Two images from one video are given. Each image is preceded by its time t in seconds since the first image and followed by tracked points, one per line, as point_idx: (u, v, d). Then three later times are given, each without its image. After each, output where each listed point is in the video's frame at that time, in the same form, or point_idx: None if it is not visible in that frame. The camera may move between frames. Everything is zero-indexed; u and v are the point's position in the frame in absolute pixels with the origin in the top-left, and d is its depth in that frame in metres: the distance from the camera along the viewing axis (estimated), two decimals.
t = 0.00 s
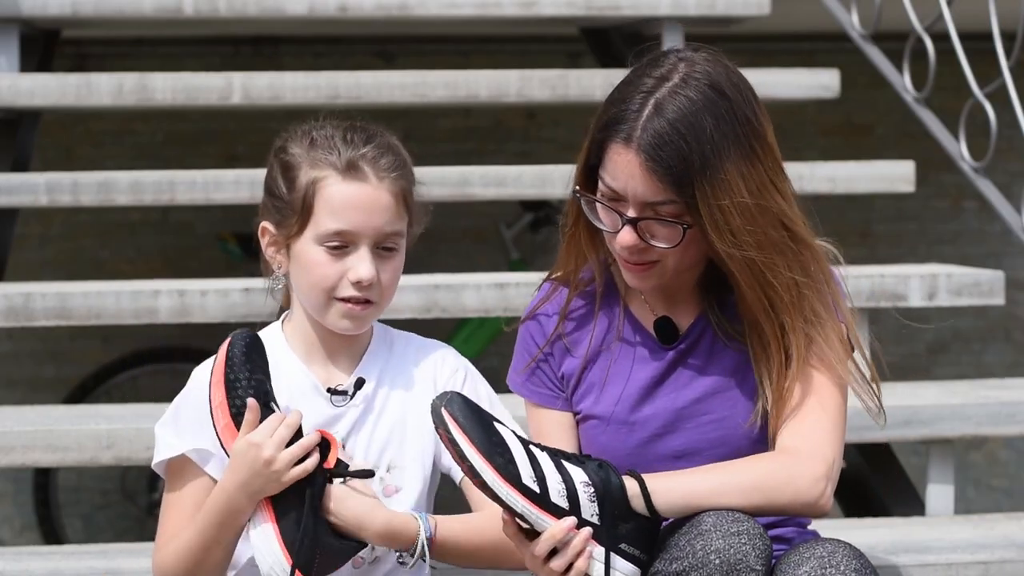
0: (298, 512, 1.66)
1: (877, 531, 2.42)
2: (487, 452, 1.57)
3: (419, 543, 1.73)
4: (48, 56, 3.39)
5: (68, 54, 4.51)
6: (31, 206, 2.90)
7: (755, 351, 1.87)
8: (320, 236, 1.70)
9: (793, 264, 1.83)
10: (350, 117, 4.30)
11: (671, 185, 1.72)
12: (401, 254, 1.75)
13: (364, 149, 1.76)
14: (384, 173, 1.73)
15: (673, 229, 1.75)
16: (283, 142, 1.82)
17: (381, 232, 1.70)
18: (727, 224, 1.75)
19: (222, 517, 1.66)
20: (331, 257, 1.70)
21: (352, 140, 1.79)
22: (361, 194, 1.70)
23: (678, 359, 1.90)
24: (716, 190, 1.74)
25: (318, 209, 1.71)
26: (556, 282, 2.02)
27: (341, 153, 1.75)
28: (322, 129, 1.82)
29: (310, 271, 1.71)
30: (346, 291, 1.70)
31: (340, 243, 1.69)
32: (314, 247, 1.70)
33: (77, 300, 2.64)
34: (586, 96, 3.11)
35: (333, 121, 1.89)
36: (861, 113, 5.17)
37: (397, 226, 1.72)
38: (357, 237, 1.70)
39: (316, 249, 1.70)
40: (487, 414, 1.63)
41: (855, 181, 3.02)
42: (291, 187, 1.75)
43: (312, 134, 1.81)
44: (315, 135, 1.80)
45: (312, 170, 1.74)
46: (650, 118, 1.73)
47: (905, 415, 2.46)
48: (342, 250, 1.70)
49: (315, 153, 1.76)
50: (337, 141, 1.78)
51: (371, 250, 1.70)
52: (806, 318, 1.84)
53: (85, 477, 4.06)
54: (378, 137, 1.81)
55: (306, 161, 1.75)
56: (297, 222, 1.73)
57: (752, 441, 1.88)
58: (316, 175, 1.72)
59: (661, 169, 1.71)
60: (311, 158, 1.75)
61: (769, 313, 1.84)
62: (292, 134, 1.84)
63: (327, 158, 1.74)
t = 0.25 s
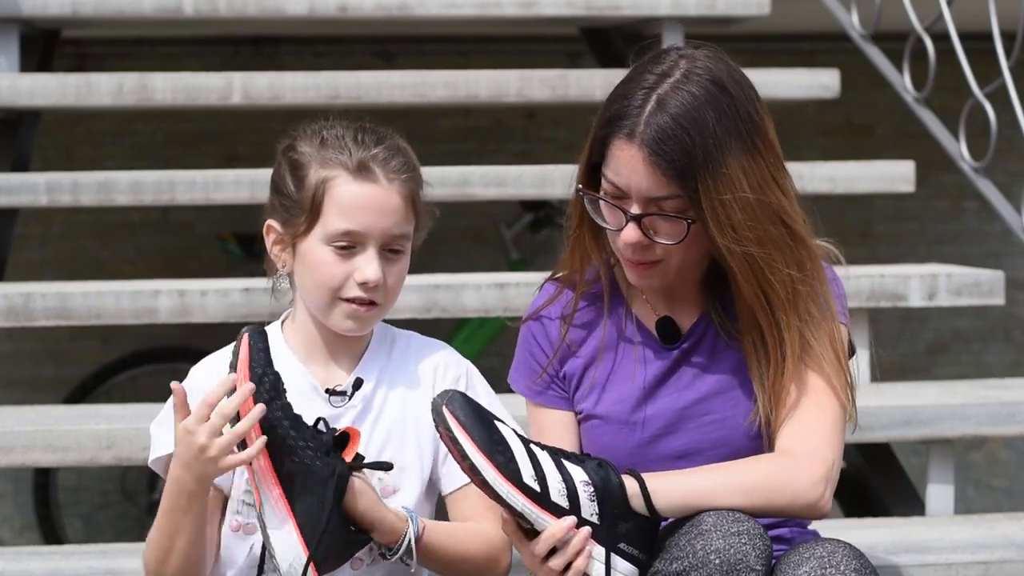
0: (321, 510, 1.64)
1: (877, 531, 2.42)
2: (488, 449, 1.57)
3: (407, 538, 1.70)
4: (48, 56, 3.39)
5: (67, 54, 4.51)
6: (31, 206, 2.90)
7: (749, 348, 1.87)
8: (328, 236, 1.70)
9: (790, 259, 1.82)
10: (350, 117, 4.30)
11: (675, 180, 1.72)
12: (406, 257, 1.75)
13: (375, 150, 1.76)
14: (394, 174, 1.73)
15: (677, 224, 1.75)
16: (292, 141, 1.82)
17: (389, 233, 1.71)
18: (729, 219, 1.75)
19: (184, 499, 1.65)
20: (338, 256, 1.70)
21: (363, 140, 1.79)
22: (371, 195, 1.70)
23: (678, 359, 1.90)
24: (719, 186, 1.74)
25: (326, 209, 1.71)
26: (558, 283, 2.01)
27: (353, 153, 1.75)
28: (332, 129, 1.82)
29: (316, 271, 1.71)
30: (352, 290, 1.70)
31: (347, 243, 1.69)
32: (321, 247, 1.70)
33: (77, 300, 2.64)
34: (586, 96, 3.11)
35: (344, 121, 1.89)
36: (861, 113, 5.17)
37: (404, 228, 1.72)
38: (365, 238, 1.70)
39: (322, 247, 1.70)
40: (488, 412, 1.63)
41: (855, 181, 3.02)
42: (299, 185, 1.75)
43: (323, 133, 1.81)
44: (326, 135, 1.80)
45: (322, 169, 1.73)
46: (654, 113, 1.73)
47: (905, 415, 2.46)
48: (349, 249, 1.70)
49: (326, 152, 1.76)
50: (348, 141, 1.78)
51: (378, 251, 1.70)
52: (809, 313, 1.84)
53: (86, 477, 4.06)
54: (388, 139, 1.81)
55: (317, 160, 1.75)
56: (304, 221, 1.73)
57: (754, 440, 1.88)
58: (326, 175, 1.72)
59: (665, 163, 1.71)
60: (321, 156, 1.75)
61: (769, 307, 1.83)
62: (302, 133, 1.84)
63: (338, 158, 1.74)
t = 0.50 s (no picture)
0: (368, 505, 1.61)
1: (877, 531, 2.42)
2: (444, 459, 1.55)
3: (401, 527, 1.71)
4: (48, 56, 3.39)
5: (67, 54, 4.51)
6: (31, 206, 2.90)
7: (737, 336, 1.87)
8: (331, 236, 1.70)
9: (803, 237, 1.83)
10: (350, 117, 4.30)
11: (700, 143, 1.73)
12: (408, 258, 1.75)
13: (379, 151, 1.76)
14: (398, 175, 1.73)
15: (702, 186, 1.75)
16: (296, 140, 1.82)
17: (392, 234, 1.71)
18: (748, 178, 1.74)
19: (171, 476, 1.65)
20: (341, 256, 1.70)
21: (368, 140, 1.78)
22: (374, 195, 1.70)
23: (681, 355, 1.88)
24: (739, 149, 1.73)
25: (330, 208, 1.71)
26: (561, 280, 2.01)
27: (357, 153, 1.74)
28: (338, 129, 1.82)
29: (319, 270, 1.71)
30: (354, 291, 1.70)
31: (349, 244, 1.70)
32: (324, 246, 1.70)
33: (76, 300, 2.64)
34: (586, 96, 3.11)
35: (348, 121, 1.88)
36: (861, 113, 5.17)
37: (407, 229, 1.73)
38: (368, 239, 1.70)
39: (324, 248, 1.70)
40: (440, 417, 1.60)
41: (855, 181, 3.02)
42: (303, 184, 1.74)
43: (327, 132, 1.80)
44: (331, 134, 1.79)
45: (327, 168, 1.73)
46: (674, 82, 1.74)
47: (905, 415, 2.46)
48: (352, 250, 1.70)
49: (331, 152, 1.75)
50: (352, 141, 1.77)
51: (380, 252, 1.70)
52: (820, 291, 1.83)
53: (86, 477, 4.06)
54: (392, 140, 1.81)
55: (321, 159, 1.74)
56: (307, 220, 1.73)
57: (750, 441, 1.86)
58: (330, 174, 1.72)
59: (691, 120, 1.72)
60: (325, 155, 1.75)
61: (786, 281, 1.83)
62: (307, 131, 1.83)
63: (342, 158, 1.74)
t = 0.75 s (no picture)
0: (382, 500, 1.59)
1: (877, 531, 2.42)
2: (431, 414, 1.51)
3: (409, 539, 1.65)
4: (48, 56, 3.39)
5: (67, 54, 4.51)
6: (31, 205, 2.90)
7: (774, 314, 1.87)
8: (316, 233, 1.70)
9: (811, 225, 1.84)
10: (350, 117, 4.29)
11: (685, 127, 1.73)
12: (397, 256, 1.74)
13: (364, 147, 1.75)
14: (382, 173, 1.72)
15: (689, 171, 1.74)
16: (287, 139, 1.82)
17: (377, 232, 1.70)
18: (738, 157, 1.74)
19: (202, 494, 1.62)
20: (325, 253, 1.69)
21: (355, 138, 1.78)
22: (358, 190, 1.70)
23: (692, 353, 1.86)
24: (728, 126, 1.73)
25: (315, 206, 1.71)
26: (569, 279, 2.00)
27: (342, 150, 1.74)
28: (326, 128, 1.82)
29: (304, 267, 1.71)
30: (339, 288, 1.69)
31: (335, 241, 1.69)
32: (310, 244, 1.70)
33: (76, 300, 2.64)
34: (586, 96, 3.11)
35: (339, 120, 1.88)
36: (861, 113, 5.17)
37: (393, 227, 1.72)
38: (352, 236, 1.69)
39: (311, 245, 1.70)
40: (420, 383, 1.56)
41: (855, 181, 3.02)
42: (291, 181, 1.74)
43: (315, 131, 1.80)
44: (319, 132, 1.80)
45: (312, 165, 1.73)
46: (661, 70, 1.75)
47: (905, 415, 2.46)
48: (337, 247, 1.69)
49: (317, 150, 1.75)
50: (338, 139, 1.77)
51: (365, 249, 1.69)
52: (838, 284, 1.85)
53: (86, 477, 4.07)
54: (380, 137, 1.80)
55: (307, 157, 1.75)
56: (294, 218, 1.73)
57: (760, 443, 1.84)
58: (316, 171, 1.72)
59: (675, 110, 1.72)
60: (312, 153, 1.75)
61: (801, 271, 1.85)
62: (296, 131, 1.84)
63: (327, 155, 1.73)
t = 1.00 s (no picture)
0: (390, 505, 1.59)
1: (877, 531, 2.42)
2: (441, 407, 1.48)
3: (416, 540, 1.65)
4: (48, 56, 3.39)
5: (67, 54, 4.51)
6: (31, 205, 2.90)
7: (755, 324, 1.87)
8: (293, 233, 1.69)
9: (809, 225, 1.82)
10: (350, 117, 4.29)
11: (681, 127, 1.73)
12: (378, 255, 1.74)
13: (339, 147, 1.74)
14: (359, 172, 1.71)
15: (687, 170, 1.74)
16: (269, 138, 1.81)
17: (354, 231, 1.69)
18: (737, 156, 1.73)
19: (211, 484, 1.61)
20: (303, 253, 1.69)
21: (331, 138, 1.77)
22: (335, 191, 1.69)
23: (704, 354, 1.85)
24: (724, 125, 1.73)
25: (291, 207, 1.70)
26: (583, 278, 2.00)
27: (317, 150, 1.73)
28: (305, 128, 1.80)
29: (283, 267, 1.70)
30: (317, 288, 1.69)
31: (312, 241, 1.68)
32: (288, 244, 1.70)
33: (77, 300, 2.64)
34: (586, 96, 3.11)
35: (319, 119, 1.87)
36: (861, 113, 5.17)
37: (370, 226, 1.70)
38: (329, 235, 1.68)
39: (289, 245, 1.69)
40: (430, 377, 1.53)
41: (855, 181, 3.02)
42: (269, 182, 1.73)
43: (294, 131, 1.79)
44: (297, 132, 1.78)
45: (289, 166, 1.72)
46: (656, 72, 1.76)
47: (905, 415, 2.46)
48: (315, 247, 1.69)
49: (293, 150, 1.74)
50: (315, 139, 1.76)
51: (342, 248, 1.69)
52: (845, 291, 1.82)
53: (86, 476, 4.07)
54: (358, 136, 1.79)
55: (285, 157, 1.73)
56: (272, 219, 1.72)
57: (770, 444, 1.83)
58: (292, 172, 1.71)
59: (670, 111, 1.73)
60: (289, 152, 1.74)
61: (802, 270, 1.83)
62: (277, 132, 1.83)
63: (303, 156, 1.72)
